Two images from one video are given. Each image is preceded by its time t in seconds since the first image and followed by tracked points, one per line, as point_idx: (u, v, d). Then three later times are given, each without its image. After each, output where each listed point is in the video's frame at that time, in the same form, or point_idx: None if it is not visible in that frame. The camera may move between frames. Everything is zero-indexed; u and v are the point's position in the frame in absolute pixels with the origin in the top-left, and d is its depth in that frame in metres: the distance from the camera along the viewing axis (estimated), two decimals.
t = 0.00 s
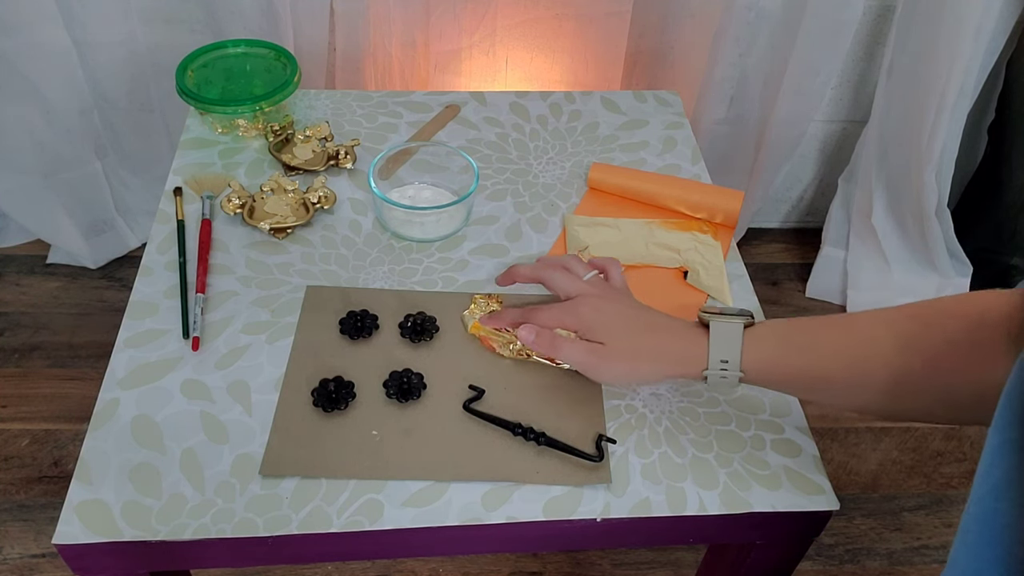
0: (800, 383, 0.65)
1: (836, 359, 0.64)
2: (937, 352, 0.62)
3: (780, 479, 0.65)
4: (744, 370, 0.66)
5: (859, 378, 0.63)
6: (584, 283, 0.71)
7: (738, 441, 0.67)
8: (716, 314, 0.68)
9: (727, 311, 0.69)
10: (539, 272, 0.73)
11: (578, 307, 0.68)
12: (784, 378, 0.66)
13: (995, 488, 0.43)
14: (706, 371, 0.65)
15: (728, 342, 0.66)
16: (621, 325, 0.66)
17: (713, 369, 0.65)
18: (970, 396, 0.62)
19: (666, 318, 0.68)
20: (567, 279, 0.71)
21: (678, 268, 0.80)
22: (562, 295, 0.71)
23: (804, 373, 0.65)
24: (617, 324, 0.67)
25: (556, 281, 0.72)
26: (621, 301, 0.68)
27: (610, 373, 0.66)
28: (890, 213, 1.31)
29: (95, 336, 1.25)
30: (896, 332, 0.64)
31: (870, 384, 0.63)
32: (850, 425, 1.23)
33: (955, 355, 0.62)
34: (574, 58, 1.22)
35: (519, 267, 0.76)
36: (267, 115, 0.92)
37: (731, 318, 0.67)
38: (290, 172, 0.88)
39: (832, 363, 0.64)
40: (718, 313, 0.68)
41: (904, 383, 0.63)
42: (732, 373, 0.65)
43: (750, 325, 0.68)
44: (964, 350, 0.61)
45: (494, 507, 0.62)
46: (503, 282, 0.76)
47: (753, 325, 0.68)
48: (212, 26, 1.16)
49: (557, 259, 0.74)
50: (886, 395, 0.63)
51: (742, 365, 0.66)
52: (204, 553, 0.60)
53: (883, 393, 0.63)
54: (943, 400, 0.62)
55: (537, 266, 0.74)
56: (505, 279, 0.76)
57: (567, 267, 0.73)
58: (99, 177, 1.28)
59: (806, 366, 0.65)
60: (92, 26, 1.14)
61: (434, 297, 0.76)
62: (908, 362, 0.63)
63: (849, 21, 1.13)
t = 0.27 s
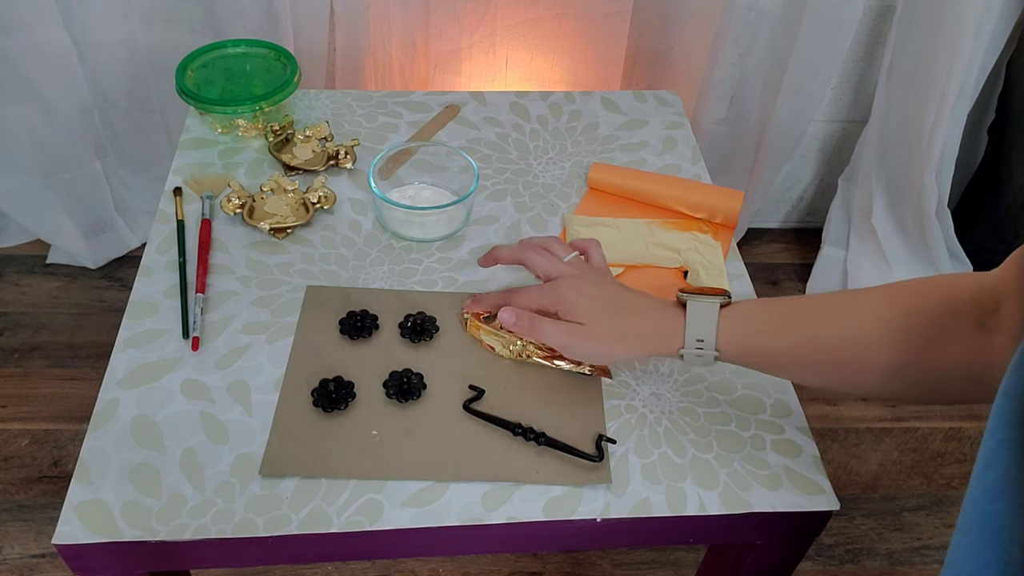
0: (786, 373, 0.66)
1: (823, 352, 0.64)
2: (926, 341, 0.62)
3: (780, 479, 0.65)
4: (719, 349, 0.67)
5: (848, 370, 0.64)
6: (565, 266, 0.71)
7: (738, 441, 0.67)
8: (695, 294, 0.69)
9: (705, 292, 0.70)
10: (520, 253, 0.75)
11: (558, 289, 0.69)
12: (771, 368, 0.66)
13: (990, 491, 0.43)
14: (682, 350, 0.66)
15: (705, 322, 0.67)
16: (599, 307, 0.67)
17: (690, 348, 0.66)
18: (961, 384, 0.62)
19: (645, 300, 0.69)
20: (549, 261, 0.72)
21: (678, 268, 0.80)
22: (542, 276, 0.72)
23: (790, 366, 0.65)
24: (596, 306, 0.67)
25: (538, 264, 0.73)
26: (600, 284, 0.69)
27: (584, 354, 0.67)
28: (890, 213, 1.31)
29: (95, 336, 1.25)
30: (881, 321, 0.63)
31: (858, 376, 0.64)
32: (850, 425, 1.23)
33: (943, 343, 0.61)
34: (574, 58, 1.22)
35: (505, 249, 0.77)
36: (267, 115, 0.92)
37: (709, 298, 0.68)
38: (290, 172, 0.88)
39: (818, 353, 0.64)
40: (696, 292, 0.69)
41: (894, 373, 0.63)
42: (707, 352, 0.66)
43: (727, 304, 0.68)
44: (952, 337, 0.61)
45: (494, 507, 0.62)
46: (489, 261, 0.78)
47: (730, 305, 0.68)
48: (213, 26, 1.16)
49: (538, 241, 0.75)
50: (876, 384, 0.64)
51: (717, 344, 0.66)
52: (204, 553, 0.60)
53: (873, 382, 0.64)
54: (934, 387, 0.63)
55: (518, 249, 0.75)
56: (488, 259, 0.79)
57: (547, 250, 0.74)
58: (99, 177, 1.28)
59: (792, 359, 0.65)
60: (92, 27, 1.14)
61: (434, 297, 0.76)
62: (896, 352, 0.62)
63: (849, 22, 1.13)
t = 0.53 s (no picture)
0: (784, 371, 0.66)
1: (824, 351, 0.64)
2: (926, 342, 0.62)
3: (780, 479, 0.65)
4: (729, 346, 0.66)
5: (846, 369, 0.64)
6: (576, 261, 0.72)
7: (738, 441, 0.67)
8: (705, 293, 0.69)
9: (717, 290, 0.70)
10: (535, 248, 0.75)
11: (570, 284, 0.69)
12: (770, 366, 0.66)
13: (989, 492, 0.43)
14: (692, 347, 0.66)
15: (714, 320, 0.66)
16: (612, 302, 0.67)
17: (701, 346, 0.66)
18: (958, 384, 0.62)
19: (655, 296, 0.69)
20: (562, 257, 0.72)
21: (678, 268, 0.80)
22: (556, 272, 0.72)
23: (789, 363, 0.65)
24: (609, 301, 0.67)
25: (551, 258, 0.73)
26: (612, 279, 0.69)
27: (597, 349, 0.67)
28: (890, 213, 1.31)
29: (95, 336, 1.25)
30: (881, 321, 0.63)
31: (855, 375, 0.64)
32: (850, 425, 1.23)
33: (942, 343, 0.62)
34: (574, 58, 1.22)
35: (517, 245, 0.77)
36: (267, 115, 0.92)
37: (720, 297, 0.68)
38: (289, 172, 0.88)
39: (817, 351, 0.64)
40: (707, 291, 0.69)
41: (893, 373, 0.63)
42: (718, 350, 0.66)
43: (737, 304, 0.68)
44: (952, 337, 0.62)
45: (494, 507, 0.62)
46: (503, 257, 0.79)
47: (742, 304, 0.68)
48: (213, 26, 1.16)
49: (553, 237, 0.76)
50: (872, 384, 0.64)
51: (727, 342, 0.66)
52: (204, 553, 0.60)
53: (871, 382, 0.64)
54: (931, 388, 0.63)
55: (535, 243, 0.76)
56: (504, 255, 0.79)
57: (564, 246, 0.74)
58: (98, 177, 1.28)
59: (792, 357, 0.65)
60: (92, 27, 1.14)
61: (433, 297, 0.76)
62: (896, 352, 0.63)
63: (849, 21, 1.13)
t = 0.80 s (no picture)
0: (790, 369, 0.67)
1: (824, 349, 0.65)
2: (928, 341, 0.62)
3: (780, 479, 0.65)
4: (763, 350, 0.67)
5: (848, 367, 0.64)
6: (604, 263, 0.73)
7: (738, 441, 0.67)
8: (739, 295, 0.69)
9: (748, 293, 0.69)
10: (558, 252, 0.75)
11: (598, 284, 0.70)
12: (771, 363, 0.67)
13: (990, 492, 0.43)
14: (726, 350, 0.67)
15: (750, 323, 0.67)
16: (638, 302, 0.68)
17: (734, 350, 0.66)
18: (959, 386, 0.62)
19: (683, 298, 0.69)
20: (588, 258, 0.73)
21: (678, 268, 0.80)
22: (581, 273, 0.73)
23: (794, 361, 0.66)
24: (635, 301, 0.68)
25: (576, 260, 0.74)
26: (640, 281, 0.70)
27: (621, 348, 0.67)
28: (890, 214, 1.31)
29: (95, 335, 1.25)
30: (883, 321, 0.64)
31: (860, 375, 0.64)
32: (850, 425, 1.23)
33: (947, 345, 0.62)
34: (574, 58, 1.22)
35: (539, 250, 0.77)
36: (267, 115, 0.92)
37: (756, 300, 0.68)
38: (289, 172, 0.88)
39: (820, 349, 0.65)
40: (741, 293, 0.69)
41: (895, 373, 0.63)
42: (751, 353, 0.67)
43: (772, 308, 0.68)
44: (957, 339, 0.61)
45: (494, 508, 0.62)
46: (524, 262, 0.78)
47: (776, 307, 0.68)
48: (212, 27, 1.16)
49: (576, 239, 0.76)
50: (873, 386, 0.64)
51: (762, 345, 0.67)
52: (204, 553, 0.60)
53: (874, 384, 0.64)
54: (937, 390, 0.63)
55: (556, 246, 0.76)
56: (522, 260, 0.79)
57: (587, 248, 0.75)
58: (98, 177, 1.28)
59: (792, 354, 0.66)
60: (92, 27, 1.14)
61: (433, 297, 0.76)
62: (895, 352, 0.63)
63: (849, 21, 1.14)
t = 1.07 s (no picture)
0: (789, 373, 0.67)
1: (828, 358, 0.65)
2: (932, 351, 0.62)
3: (780, 479, 0.65)
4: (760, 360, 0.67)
5: (845, 369, 0.65)
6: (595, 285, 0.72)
7: (738, 441, 0.67)
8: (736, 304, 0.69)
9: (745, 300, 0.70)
10: (551, 275, 0.74)
11: (591, 305, 0.69)
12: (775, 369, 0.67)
13: (993, 493, 0.43)
14: (723, 360, 0.67)
15: (745, 333, 0.67)
16: (634, 317, 0.67)
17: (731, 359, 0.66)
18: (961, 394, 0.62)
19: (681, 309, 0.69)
20: (579, 279, 0.73)
21: (678, 268, 0.80)
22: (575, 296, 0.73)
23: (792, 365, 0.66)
24: (631, 317, 0.67)
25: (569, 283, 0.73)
26: (632, 296, 0.70)
27: (622, 367, 0.67)
28: (890, 212, 1.31)
29: (95, 336, 1.25)
30: (880, 320, 0.65)
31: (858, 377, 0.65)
32: (850, 425, 1.23)
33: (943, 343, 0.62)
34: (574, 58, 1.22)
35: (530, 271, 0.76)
36: (267, 115, 0.92)
37: (751, 308, 0.68)
38: (289, 172, 0.87)
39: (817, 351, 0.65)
40: (738, 302, 0.69)
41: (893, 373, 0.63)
42: (748, 363, 0.67)
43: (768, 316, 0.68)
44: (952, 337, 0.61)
45: (494, 508, 0.61)
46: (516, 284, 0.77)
47: (772, 315, 0.68)
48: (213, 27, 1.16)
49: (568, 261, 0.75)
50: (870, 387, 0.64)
51: (759, 354, 0.67)
52: (204, 553, 0.60)
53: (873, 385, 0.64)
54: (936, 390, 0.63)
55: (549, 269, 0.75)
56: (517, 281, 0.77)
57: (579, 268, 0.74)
58: (98, 177, 1.28)
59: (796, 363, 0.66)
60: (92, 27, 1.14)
61: (433, 297, 0.76)
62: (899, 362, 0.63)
63: (849, 21, 1.14)
